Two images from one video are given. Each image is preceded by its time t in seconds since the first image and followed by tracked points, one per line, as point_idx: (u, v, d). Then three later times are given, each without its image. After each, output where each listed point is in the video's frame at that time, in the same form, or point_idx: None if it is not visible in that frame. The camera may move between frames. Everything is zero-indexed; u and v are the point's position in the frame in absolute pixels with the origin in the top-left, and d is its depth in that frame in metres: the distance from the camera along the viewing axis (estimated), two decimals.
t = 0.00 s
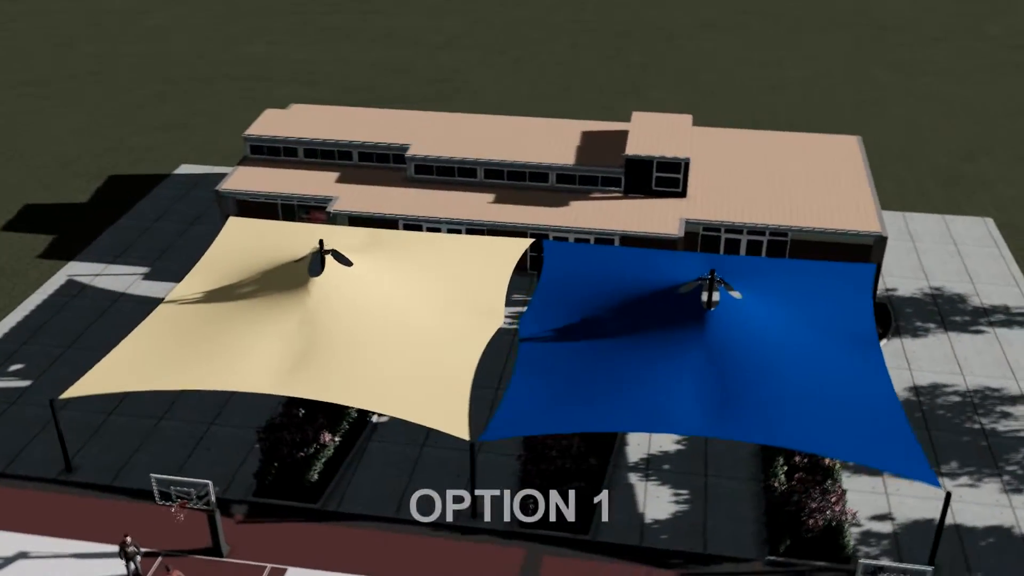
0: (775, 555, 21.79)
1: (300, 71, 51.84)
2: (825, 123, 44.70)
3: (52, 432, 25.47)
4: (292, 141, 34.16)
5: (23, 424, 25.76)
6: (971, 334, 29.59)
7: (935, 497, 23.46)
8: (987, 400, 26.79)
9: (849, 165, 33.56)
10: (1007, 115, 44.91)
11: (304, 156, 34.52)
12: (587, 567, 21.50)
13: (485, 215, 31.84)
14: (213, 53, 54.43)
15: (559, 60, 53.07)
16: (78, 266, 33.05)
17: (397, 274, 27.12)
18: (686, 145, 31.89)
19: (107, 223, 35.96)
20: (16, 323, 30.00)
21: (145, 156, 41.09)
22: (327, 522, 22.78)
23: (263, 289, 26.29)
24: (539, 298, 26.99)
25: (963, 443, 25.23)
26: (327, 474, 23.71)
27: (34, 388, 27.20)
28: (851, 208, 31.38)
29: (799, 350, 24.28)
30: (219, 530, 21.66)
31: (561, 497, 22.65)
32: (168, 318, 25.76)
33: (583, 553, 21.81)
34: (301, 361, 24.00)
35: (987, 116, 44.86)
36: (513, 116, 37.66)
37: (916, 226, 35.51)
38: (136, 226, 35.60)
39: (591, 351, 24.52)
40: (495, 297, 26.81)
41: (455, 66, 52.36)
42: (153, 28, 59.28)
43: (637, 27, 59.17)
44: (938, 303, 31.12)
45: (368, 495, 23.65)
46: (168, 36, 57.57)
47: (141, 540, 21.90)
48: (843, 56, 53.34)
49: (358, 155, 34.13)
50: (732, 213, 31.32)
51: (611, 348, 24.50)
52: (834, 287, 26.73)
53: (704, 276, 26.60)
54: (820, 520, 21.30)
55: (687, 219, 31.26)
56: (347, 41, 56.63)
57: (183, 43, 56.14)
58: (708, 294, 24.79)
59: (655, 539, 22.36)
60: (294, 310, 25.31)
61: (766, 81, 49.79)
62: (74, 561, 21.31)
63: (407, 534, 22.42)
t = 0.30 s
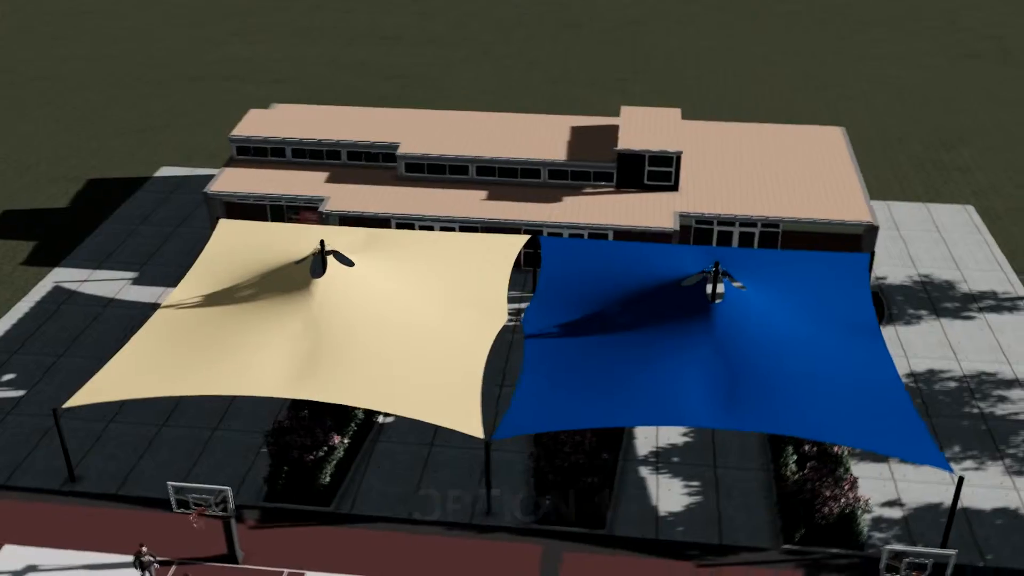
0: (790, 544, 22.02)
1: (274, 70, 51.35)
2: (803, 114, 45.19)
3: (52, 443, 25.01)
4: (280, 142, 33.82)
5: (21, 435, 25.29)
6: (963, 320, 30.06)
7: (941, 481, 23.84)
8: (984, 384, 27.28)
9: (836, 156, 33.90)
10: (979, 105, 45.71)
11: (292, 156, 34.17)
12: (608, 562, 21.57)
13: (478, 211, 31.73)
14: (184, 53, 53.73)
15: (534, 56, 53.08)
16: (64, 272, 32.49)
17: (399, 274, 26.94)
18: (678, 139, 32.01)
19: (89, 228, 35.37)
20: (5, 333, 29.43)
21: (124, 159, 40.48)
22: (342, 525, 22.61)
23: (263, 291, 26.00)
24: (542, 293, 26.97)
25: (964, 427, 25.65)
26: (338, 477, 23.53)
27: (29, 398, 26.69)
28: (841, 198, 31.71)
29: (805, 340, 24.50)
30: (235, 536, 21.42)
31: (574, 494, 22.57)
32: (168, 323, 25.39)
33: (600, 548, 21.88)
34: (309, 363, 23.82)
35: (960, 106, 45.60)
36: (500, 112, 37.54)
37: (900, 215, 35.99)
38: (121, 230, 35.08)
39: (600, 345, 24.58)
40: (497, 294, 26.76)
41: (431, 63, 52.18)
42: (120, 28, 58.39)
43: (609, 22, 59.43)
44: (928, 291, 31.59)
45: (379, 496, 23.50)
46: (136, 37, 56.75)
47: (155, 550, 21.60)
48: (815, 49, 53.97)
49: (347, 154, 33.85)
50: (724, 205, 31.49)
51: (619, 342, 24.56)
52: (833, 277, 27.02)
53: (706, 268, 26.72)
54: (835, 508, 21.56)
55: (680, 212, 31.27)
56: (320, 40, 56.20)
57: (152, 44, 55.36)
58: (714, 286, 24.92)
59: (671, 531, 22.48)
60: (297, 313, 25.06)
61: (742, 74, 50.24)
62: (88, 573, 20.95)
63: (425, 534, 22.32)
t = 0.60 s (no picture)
0: (804, 530, 22.27)
1: (247, 69, 50.80)
2: (780, 106, 45.66)
3: (53, 451, 24.60)
4: (267, 142, 33.49)
5: (21, 444, 24.86)
6: (952, 306, 30.58)
7: (945, 464, 24.27)
8: (978, 368, 27.78)
9: (822, 147, 34.26)
10: (951, 94, 46.51)
11: (279, 156, 33.86)
12: (626, 555, 21.67)
13: (471, 208, 31.66)
14: (154, 53, 52.99)
15: (509, 52, 53.07)
16: (50, 278, 31.92)
17: (400, 273, 26.83)
18: (669, 132, 32.20)
19: (73, 233, 34.79)
20: None
21: (102, 162, 39.85)
22: (357, 526, 22.48)
23: (264, 292, 25.76)
24: (543, 288, 26.98)
25: (963, 411, 26.12)
26: (350, 478, 23.39)
27: (25, 407, 26.25)
28: (830, 188, 32.10)
29: (809, 330, 24.80)
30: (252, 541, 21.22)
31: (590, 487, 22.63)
32: (169, 327, 25.08)
33: (616, 542, 21.99)
34: (317, 364, 23.65)
35: (933, 95, 46.36)
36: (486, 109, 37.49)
37: (883, 203, 36.49)
38: (105, 235, 34.57)
39: (607, 339, 24.64)
40: (498, 292, 26.71)
41: (407, 60, 51.97)
42: (85, 28, 57.42)
43: (581, 17, 59.65)
44: (916, 277, 32.09)
45: (391, 495, 23.40)
46: (103, 37, 55.85)
47: (170, 557, 21.33)
48: (786, 42, 54.59)
49: (336, 153, 33.61)
50: (716, 198, 31.72)
51: (626, 336, 24.67)
52: (830, 268, 27.38)
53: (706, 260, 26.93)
54: (848, 494, 21.80)
55: (674, 205, 31.51)
56: (292, 38, 55.71)
57: (120, 44, 54.53)
58: (717, 278, 25.13)
59: (686, 522, 22.64)
60: (302, 315, 24.87)
61: (717, 67, 50.64)
62: None
63: (442, 533, 22.26)
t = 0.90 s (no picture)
0: (816, 516, 22.53)
1: (221, 68, 50.22)
2: (758, 98, 46.09)
3: (56, 460, 24.24)
4: (256, 141, 33.15)
5: (22, 453, 24.47)
6: (942, 291, 31.10)
7: (947, 447, 24.74)
8: (972, 351, 28.30)
9: (807, 138, 34.62)
10: (924, 84, 47.23)
11: (268, 156, 33.54)
12: (644, 546, 21.80)
13: (465, 204, 31.63)
14: (124, 54, 52.22)
15: (485, 47, 53.01)
16: (37, 284, 31.40)
17: (402, 270, 26.71)
18: (659, 125, 32.39)
19: (57, 237, 34.24)
20: None
21: (81, 165, 39.21)
22: (373, 525, 22.38)
23: (266, 293, 25.54)
24: (545, 282, 27.02)
25: (960, 394, 26.62)
26: (362, 477, 23.28)
27: (24, 415, 25.83)
28: (819, 178, 32.48)
29: (812, 318, 25.08)
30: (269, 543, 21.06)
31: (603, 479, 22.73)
32: (171, 331, 24.79)
33: (633, 532, 22.10)
34: (326, 364, 23.50)
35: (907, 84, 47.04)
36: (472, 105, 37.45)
37: (867, 191, 37.00)
38: (90, 239, 34.05)
39: (613, 332, 24.74)
40: (499, 290, 26.73)
41: (383, 57, 51.69)
42: (52, 29, 56.46)
43: (554, 12, 59.72)
44: (904, 264, 32.61)
45: (404, 493, 23.33)
46: (70, 38, 54.93)
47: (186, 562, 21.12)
48: (759, 34, 55.09)
49: (326, 152, 33.37)
50: (707, 189, 31.97)
51: (632, 328, 24.78)
52: (827, 256, 27.71)
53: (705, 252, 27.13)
54: (859, 479, 22.28)
55: (667, 197, 31.72)
56: (264, 36, 55.16)
57: (89, 44, 53.67)
58: (720, 269, 25.32)
59: (700, 511, 22.83)
60: (306, 315, 24.68)
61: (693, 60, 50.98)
62: None
63: (459, 529, 22.23)
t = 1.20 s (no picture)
0: (827, 500, 22.86)
1: (195, 66, 49.65)
2: (737, 90, 46.52)
3: (61, 466, 23.94)
4: (244, 140, 32.86)
5: (24, 460, 24.11)
6: (930, 276, 31.64)
7: (947, 428, 25.23)
8: (965, 335, 28.86)
9: (793, 128, 34.99)
10: (898, 72, 47.89)
11: (257, 155, 33.27)
12: (659, 535, 22.01)
13: (458, 200, 31.62)
14: (95, 53, 51.44)
15: (461, 42, 52.92)
16: (25, 289, 30.93)
17: (403, 266, 26.62)
18: (649, 118, 32.60)
19: (42, 242, 33.72)
20: None
21: (60, 167, 38.63)
22: (388, 522, 22.37)
23: (269, 293, 25.35)
24: (546, 275, 27.08)
25: (956, 376, 27.14)
26: (374, 475, 23.24)
27: (23, 422, 25.44)
28: (807, 167, 32.87)
29: (813, 306, 25.40)
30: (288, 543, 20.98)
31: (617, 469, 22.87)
32: (174, 333, 24.52)
33: (648, 522, 22.32)
34: (336, 363, 23.41)
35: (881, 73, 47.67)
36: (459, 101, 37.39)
37: (851, 180, 37.50)
38: (76, 242, 33.59)
39: (620, 324, 24.87)
40: (501, 283, 26.66)
41: (359, 52, 51.41)
42: (17, 30, 55.47)
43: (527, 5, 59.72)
44: (892, 251, 33.12)
45: (417, 490, 23.32)
46: (37, 37, 53.99)
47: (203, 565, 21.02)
48: (732, 25, 55.54)
49: (316, 150, 33.18)
50: (698, 181, 32.22)
51: (637, 319, 24.94)
52: (823, 244, 28.07)
53: (704, 242, 27.34)
54: (869, 463, 22.62)
55: (660, 189, 31.96)
56: (236, 32, 54.56)
57: (57, 44, 52.80)
58: (722, 259, 25.53)
59: (712, 498, 23.08)
60: (312, 315, 24.54)
61: (669, 52, 51.30)
62: None
63: (476, 524, 22.30)
